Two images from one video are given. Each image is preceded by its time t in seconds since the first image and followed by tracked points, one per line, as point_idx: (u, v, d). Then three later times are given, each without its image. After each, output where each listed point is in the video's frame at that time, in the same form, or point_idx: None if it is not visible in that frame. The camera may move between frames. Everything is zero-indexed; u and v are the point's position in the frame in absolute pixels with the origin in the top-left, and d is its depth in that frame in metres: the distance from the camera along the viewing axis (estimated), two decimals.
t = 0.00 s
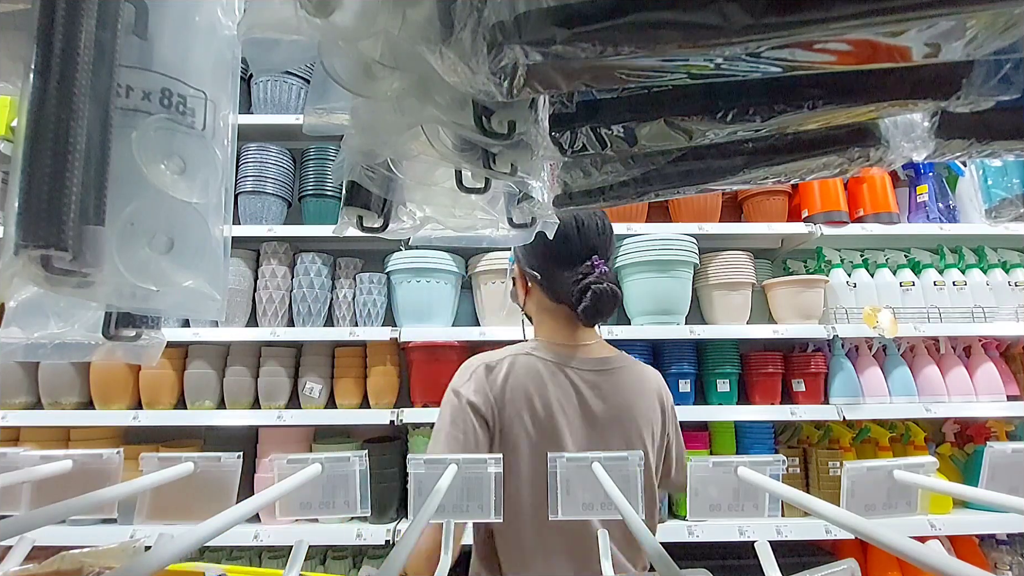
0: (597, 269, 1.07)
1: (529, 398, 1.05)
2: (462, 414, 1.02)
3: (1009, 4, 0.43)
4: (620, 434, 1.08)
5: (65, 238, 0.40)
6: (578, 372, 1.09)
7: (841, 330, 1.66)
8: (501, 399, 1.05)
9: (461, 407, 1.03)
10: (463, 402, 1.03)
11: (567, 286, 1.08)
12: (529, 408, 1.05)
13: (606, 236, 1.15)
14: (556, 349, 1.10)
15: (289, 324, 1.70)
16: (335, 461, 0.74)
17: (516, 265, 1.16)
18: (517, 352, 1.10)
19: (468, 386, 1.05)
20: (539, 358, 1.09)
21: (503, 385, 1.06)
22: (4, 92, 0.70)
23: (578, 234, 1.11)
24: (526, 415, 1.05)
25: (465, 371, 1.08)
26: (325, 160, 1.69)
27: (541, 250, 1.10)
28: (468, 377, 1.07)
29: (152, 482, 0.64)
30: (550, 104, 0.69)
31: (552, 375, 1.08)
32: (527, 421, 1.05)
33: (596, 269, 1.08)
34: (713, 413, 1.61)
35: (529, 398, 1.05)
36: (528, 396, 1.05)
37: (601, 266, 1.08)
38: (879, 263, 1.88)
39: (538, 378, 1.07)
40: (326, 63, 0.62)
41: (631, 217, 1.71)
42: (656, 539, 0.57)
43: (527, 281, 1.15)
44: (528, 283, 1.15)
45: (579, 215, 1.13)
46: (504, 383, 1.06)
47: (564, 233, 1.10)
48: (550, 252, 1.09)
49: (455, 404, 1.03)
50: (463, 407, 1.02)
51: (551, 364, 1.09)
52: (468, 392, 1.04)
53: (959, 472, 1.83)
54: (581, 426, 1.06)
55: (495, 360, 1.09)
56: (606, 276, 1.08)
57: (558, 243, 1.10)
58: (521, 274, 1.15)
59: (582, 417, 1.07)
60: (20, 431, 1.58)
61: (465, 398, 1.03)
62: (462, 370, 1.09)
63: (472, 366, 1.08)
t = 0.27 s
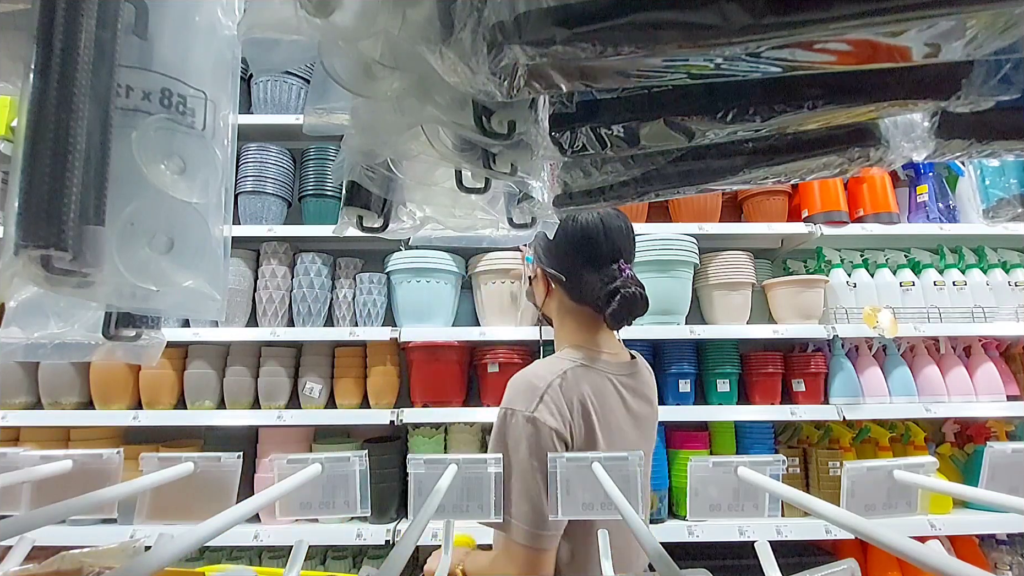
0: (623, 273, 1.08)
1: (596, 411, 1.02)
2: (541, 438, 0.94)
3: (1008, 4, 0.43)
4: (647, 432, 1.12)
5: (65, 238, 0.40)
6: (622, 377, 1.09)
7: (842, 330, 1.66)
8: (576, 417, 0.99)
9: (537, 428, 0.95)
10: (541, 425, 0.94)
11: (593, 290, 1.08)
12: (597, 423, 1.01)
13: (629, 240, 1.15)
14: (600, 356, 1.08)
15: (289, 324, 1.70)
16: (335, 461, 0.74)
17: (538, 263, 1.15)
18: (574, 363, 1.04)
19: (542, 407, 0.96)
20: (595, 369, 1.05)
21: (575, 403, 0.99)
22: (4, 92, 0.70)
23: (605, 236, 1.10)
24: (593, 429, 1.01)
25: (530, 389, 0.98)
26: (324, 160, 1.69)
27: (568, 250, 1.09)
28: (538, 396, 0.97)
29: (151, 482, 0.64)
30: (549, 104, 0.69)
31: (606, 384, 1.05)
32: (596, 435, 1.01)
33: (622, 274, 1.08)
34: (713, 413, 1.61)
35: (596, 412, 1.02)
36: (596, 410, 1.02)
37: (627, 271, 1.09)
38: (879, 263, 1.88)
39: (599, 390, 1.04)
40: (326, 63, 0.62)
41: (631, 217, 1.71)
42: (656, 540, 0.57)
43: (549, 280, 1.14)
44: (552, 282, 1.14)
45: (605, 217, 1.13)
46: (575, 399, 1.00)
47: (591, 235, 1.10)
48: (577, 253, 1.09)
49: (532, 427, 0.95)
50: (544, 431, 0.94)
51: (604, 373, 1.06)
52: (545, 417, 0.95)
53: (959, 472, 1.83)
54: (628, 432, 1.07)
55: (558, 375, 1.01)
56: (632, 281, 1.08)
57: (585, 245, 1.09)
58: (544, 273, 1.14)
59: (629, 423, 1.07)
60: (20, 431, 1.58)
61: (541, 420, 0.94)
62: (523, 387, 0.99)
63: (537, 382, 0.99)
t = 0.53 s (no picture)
0: (638, 278, 1.08)
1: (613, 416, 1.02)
2: (563, 443, 0.94)
3: (1009, 4, 0.43)
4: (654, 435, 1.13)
5: (65, 238, 0.40)
6: (635, 382, 1.09)
7: (841, 330, 1.66)
8: (595, 422, 0.99)
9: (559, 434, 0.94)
10: (564, 430, 0.94)
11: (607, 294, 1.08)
12: (614, 428, 1.02)
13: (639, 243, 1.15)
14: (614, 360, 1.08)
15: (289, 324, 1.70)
16: (335, 461, 0.74)
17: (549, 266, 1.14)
18: (592, 369, 1.03)
19: (565, 412, 0.96)
20: (612, 374, 1.05)
21: (594, 408, 0.99)
22: (4, 92, 0.70)
23: (617, 240, 1.10)
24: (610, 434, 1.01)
25: (552, 394, 0.97)
26: (324, 160, 1.69)
27: (582, 255, 1.09)
28: (561, 402, 0.96)
29: (152, 482, 0.64)
30: (549, 104, 0.69)
31: (621, 389, 1.06)
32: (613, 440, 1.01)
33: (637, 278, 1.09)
34: (713, 413, 1.61)
35: (613, 417, 1.02)
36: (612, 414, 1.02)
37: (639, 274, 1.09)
38: (879, 263, 1.88)
39: (615, 395, 1.04)
40: (326, 63, 0.62)
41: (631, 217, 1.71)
42: (656, 539, 0.57)
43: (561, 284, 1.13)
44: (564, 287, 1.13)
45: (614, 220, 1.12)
46: (594, 405, 0.99)
47: (605, 239, 1.09)
48: (590, 258, 1.08)
49: (555, 432, 0.94)
50: (568, 436, 0.94)
51: (618, 378, 1.07)
52: (568, 422, 0.95)
53: (959, 472, 1.83)
54: (639, 435, 1.08)
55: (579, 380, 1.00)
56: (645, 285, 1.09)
57: (600, 249, 1.08)
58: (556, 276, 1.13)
59: (640, 427, 1.08)
60: (20, 431, 1.58)
61: (564, 426, 0.94)
62: (545, 392, 0.98)
63: (559, 388, 0.98)
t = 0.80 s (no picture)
0: (631, 281, 1.06)
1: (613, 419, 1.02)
2: (561, 444, 0.94)
3: (1008, 4, 0.43)
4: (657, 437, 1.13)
5: (65, 238, 0.40)
6: (638, 386, 1.09)
7: (842, 330, 1.66)
8: (594, 424, 0.99)
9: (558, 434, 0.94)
10: (562, 431, 0.94)
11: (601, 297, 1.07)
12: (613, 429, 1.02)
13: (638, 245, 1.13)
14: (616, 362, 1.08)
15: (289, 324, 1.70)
16: (335, 461, 0.74)
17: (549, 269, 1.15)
18: (594, 371, 1.03)
19: (564, 413, 0.96)
20: (614, 377, 1.05)
21: (594, 410, 0.99)
22: (4, 92, 0.70)
23: (612, 243, 1.09)
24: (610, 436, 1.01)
25: (552, 395, 0.97)
26: (324, 160, 1.69)
27: (576, 258, 1.09)
28: (561, 403, 0.96)
29: (151, 482, 0.64)
30: (550, 104, 0.69)
31: (623, 392, 1.06)
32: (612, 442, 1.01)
33: (631, 281, 1.07)
34: (714, 413, 1.61)
35: (613, 419, 1.02)
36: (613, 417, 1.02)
37: (634, 277, 1.07)
38: (879, 263, 1.88)
39: (617, 398, 1.04)
40: (326, 63, 0.62)
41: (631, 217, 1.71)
42: (656, 539, 0.57)
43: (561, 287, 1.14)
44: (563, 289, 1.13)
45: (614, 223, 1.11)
46: (595, 407, 1.00)
47: (598, 242, 1.08)
48: (585, 261, 1.08)
49: (553, 433, 0.94)
50: (566, 437, 0.94)
51: (621, 380, 1.06)
52: (567, 424, 0.95)
53: (959, 472, 1.83)
54: (641, 437, 1.08)
55: (580, 382, 1.00)
56: (639, 289, 1.07)
57: (593, 252, 1.08)
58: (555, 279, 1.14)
59: (642, 429, 1.08)
60: (20, 431, 1.58)
61: (563, 427, 0.94)
62: (545, 392, 0.99)
63: (560, 389, 0.98)
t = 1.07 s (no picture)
0: (618, 293, 1.05)
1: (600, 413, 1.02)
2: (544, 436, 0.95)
3: (1009, 4, 0.43)
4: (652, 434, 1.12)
5: (65, 238, 0.40)
6: (631, 382, 1.08)
7: (842, 330, 1.66)
8: (579, 418, 0.99)
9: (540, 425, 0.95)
10: (544, 422, 0.95)
11: (589, 304, 1.07)
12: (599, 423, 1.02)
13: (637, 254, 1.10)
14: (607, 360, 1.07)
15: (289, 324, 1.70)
16: (335, 461, 0.74)
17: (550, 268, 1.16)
18: (581, 366, 1.04)
19: (547, 405, 0.97)
20: (604, 372, 1.05)
21: (579, 404, 1.00)
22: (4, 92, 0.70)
23: (606, 251, 1.07)
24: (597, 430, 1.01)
25: (536, 388, 0.98)
26: (324, 160, 1.69)
27: (569, 262, 1.09)
28: (544, 395, 0.97)
29: (152, 482, 0.64)
30: (550, 104, 0.69)
31: (613, 387, 1.05)
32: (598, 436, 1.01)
33: (617, 294, 1.06)
34: (713, 413, 1.61)
35: (599, 413, 1.02)
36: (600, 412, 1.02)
37: (621, 289, 1.06)
38: (879, 263, 1.88)
39: (604, 394, 1.04)
40: (326, 63, 0.62)
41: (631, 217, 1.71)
42: (655, 539, 0.57)
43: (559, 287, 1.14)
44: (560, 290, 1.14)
45: (614, 230, 1.09)
46: (580, 401, 1.00)
47: (591, 250, 1.07)
48: (576, 268, 1.08)
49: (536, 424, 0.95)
50: (547, 428, 0.95)
51: (611, 375, 1.06)
52: (549, 415, 0.95)
53: (959, 472, 1.83)
54: (633, 433, 1.07)
55: (565, 376, 1.01)
56: (625, 302, 1.05)
57: (584, 258, 1.08)
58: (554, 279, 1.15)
59: (634, 425, 1.07)
60: (20, 431, 1.58)
61: (545, 418, 0.95)
62: (530, 384, 1.00)
63: (543, 381, 0.99)
